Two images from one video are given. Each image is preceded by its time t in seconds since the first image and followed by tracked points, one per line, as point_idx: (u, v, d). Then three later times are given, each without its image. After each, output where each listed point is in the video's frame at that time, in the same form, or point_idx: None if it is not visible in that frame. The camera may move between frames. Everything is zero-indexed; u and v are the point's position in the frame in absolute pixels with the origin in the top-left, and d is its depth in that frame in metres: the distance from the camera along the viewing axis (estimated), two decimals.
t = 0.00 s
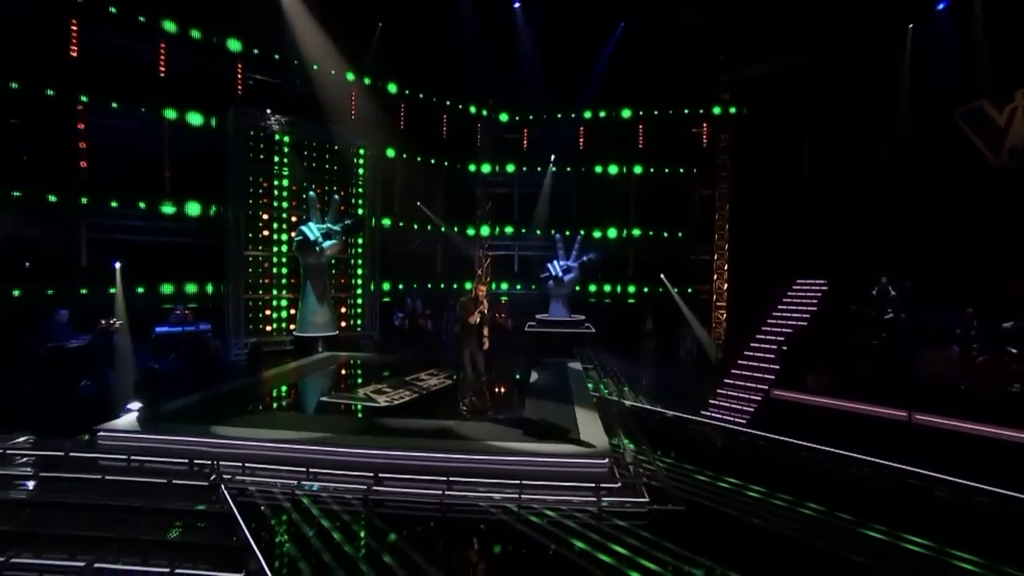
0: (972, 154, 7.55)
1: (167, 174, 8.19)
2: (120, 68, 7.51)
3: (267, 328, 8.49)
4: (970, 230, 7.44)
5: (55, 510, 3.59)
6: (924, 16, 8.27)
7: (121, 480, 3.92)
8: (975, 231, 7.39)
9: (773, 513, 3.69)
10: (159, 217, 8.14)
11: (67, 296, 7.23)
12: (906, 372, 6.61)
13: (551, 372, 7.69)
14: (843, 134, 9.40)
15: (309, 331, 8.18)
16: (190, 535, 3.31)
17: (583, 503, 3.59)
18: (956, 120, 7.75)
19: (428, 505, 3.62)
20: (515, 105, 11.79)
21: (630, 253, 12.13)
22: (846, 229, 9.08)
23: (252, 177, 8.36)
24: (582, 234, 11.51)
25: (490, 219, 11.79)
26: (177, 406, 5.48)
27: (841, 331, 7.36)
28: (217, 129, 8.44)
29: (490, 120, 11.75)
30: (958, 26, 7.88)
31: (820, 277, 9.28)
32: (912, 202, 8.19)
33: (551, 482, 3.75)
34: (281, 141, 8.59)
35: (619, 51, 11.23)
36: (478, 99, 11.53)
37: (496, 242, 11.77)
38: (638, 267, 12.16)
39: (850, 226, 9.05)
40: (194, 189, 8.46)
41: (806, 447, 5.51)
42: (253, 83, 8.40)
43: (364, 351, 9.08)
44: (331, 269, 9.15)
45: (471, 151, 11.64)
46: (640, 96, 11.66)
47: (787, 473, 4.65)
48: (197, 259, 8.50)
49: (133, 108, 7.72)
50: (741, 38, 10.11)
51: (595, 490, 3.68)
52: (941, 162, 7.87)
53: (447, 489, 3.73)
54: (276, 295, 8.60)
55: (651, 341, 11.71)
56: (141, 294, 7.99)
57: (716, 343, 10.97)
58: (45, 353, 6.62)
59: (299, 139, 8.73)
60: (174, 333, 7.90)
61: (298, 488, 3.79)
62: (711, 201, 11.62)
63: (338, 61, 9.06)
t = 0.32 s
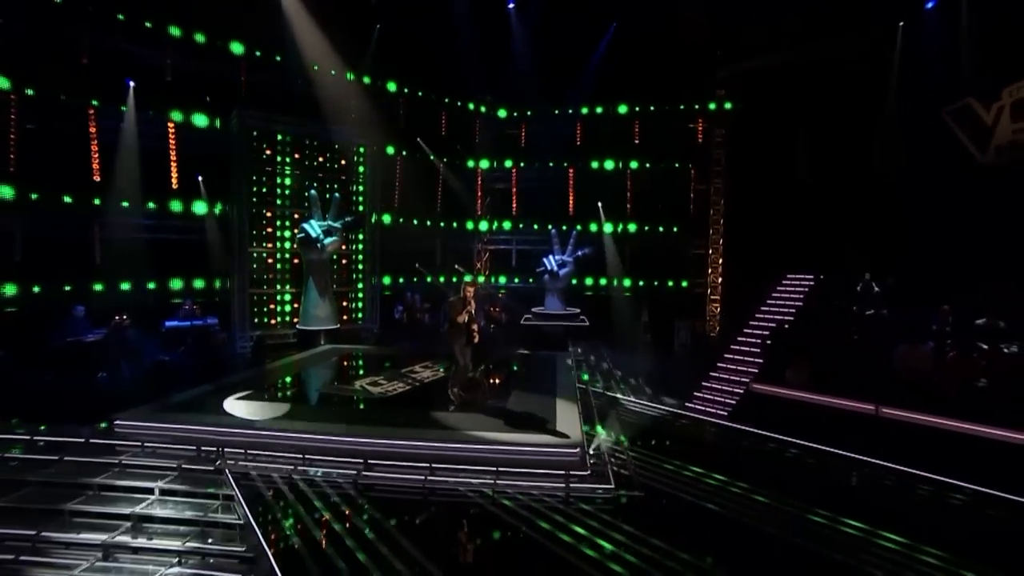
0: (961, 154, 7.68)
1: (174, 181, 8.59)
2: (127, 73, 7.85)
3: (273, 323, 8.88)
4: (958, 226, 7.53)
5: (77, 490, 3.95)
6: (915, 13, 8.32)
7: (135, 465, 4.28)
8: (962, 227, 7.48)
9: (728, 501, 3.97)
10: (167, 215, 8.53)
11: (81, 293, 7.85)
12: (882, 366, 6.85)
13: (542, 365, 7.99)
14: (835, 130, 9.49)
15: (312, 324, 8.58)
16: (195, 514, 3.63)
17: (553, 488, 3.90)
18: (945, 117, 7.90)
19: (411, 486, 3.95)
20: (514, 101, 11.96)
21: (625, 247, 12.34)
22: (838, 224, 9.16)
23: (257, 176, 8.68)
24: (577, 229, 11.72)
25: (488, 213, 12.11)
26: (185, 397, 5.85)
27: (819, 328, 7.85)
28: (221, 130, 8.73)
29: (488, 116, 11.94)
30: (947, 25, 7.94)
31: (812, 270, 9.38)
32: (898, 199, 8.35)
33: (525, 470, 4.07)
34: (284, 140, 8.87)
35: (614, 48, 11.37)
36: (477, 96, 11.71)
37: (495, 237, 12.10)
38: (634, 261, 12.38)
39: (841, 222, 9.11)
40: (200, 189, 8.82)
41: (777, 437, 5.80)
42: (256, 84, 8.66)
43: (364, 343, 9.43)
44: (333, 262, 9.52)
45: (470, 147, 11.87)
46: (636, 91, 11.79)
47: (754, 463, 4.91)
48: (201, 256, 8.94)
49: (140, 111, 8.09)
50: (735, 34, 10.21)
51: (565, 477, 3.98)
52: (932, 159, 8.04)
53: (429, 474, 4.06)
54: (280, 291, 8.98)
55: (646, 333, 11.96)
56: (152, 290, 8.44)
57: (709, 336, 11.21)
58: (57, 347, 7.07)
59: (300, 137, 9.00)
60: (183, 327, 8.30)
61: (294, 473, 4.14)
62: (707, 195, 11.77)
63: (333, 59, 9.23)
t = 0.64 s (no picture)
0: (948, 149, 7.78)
1: (183, 179, 9.01)
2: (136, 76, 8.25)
3: (276, 314, 9.26)
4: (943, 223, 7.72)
5: (98, 469, 4.37)
6: (900, 12, 8.32)
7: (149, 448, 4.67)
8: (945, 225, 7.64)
9: (687, 483, 4.23)
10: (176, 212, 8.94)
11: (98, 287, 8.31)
12: (859, 358, 7.09)
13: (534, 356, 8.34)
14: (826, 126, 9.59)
15: (314, 316, 9.00)
16: (204, 490, 4.02)
17: (527, 471, 4.25)
18: (935, 115, 7.94)
19: (396, 466, 4.33)
20: (511, 98, 12.29)
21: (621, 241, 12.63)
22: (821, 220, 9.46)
23: (260, 174, 9.10)
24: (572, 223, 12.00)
25: (487, 208, 12.48)
26: (197, 385, 6.31)
27: (800, 321, 8.14)
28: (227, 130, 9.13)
29: (485, 112, 12.31)
30: (933, 24, 7.98)
31: (800, 264, 9.61)
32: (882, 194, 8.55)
33: (501, 454, 4.43)
34: (286, 138, 9.26)
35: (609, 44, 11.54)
36: (477, 92, 11.97)
37: (491, 230, 12.41)
38: (629, 254, 12.66)
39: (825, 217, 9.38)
40: (207, 187, 9.26)
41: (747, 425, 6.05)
42: (258, 85, 8.99)
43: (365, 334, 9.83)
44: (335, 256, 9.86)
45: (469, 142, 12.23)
46: (632, 86, 11.95)
47: (722, 448, 5.21)
48: (210, 252, 9.34)
49: (149, 113, 8.47)
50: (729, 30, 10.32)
51: (539, 461, 4.32)
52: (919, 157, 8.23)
53: (414, 456, 4.44)
54: (284, 284, 9.39)
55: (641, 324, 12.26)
56: (162, 283, 8.92)
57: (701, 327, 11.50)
58: (76, 342, 7.70)
59: (301, 136, 9.34)
60: (193, 319, 8.86)
61: (293, 455, 4.53)
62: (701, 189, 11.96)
63: (329, 58, 9.37)
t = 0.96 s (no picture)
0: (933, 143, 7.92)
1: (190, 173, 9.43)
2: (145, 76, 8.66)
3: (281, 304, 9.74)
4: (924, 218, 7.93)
5: (116, 445, 4.82)
6: (890, 8, 8.56)
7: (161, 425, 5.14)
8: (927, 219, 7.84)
9: (653, 462, 4.56)
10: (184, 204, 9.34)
11: (112, 279, 8.61)
12: (836, 348, 7.35)
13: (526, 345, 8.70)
14: (815, 120, 9.80)
15: (316, 306, 9.39)
16: (211, 466, 4.44)
17: (504, 451, 4.63)
18: (921, 110, 8.07)
19: (385, 445, 4.72)
20: (508, 92, 12.53)
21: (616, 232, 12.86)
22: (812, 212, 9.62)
23: (264, 169, 9.49)
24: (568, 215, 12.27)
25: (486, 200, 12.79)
26: (205, 371, 6.78)
27: (781, 311, 8.43)
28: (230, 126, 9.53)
29: (483, 106, 12.52)
30: (918, 21, 8.16)
31: (788, 255, 9.84)
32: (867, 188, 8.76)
33: (482, 435, 4.82)
34: (288, 135, 9.65)
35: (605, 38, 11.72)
36: (479, 86, 12.31)
37: (488, 222, 12.76)
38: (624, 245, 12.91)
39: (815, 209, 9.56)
40: (214, 182, 9.69)
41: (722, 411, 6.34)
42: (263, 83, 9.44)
43: (365, 323, 10.23)
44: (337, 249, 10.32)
45: (467, 135, 12.50)
46: (628, 79, 12.10)
47: (693, 431, 5.55)
48: (215, 244, 9.78)
49: (157, 111, 8.81)
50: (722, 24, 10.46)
51: (516, 442, 4.70)
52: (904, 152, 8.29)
53: (401, 437, 4.83)
54: (289, 275, 9.81)
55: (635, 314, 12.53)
56: (172, 274, 9.20)
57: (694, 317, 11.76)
58: (96, 329, 8.33)
59: (303, 132, 9.71)
60: (200, 309, 9.35)
61: (292, 434, 4.95)
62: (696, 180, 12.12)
63: (328, 55, 9.74)
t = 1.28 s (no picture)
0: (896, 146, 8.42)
1: (178, 168, 9.65)
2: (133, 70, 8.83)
3: (269, 295, 10.12)
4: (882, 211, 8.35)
5: (112, 429, 5.16)
6: (855, 9, 8.94)
7: (154, 409, 5.54)
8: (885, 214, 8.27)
9: (611, 441, 4.96)
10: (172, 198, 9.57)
11: (103, 271, 8.90)
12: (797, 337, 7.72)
13: (504, 333, 9.07)
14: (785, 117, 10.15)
15: (304, 298, 9.69)
16: (201, 447, 4.81)
17: (472, 433, 5.03)
18: (884, 108, 8.58)
19: (363, 428, 5.11)
20: (490, 86, 12.67)
21: (597, 223, 13.19)
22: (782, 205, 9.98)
23: (251, 164, 9.68)
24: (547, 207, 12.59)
25: (470, 193, 13.14)
26: (196, 360, 7.11)
27: (747, 301, 8.86)
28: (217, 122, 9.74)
29: (466, 100, 12.74)
30: (878, 24, 8.64)
31: (759, 247, 10.25)
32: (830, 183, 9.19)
33: (453, 419, 5.22)
34: (274, 129, 9.83)
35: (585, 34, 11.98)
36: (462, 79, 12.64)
37: (473, 214, 13.10)
38: (605, 236, 13.26)
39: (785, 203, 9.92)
40: (201, 176, 9.93)
41: (684, 397, 6.73)
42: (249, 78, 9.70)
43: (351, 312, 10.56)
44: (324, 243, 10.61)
45: (451, 129, 12.82)
46: (609, 74, 12.33)
47: (654, 413, 5.94)
48: (199, 237, 10.08)
49: (144, 107, 9.00)
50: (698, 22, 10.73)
51: (483, 425, 5.10)
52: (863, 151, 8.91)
53: (378, 421, 5.22)
54: (277, 268, 10.12)
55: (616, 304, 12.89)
56: (161, 268, 9.51)
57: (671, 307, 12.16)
58: (88, 319, 8.45)
59: (288, 127, 9.96)
60: (192, 301, 9.55)
61: (277, 418, 5.32)
62: (675, 173, 12.45)
63: (314, 52, 9.94)
